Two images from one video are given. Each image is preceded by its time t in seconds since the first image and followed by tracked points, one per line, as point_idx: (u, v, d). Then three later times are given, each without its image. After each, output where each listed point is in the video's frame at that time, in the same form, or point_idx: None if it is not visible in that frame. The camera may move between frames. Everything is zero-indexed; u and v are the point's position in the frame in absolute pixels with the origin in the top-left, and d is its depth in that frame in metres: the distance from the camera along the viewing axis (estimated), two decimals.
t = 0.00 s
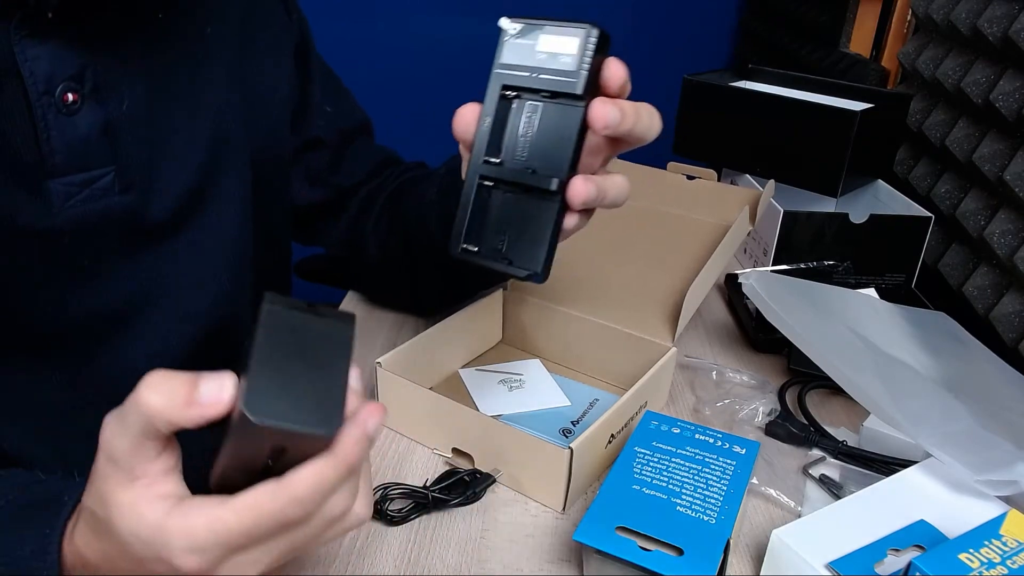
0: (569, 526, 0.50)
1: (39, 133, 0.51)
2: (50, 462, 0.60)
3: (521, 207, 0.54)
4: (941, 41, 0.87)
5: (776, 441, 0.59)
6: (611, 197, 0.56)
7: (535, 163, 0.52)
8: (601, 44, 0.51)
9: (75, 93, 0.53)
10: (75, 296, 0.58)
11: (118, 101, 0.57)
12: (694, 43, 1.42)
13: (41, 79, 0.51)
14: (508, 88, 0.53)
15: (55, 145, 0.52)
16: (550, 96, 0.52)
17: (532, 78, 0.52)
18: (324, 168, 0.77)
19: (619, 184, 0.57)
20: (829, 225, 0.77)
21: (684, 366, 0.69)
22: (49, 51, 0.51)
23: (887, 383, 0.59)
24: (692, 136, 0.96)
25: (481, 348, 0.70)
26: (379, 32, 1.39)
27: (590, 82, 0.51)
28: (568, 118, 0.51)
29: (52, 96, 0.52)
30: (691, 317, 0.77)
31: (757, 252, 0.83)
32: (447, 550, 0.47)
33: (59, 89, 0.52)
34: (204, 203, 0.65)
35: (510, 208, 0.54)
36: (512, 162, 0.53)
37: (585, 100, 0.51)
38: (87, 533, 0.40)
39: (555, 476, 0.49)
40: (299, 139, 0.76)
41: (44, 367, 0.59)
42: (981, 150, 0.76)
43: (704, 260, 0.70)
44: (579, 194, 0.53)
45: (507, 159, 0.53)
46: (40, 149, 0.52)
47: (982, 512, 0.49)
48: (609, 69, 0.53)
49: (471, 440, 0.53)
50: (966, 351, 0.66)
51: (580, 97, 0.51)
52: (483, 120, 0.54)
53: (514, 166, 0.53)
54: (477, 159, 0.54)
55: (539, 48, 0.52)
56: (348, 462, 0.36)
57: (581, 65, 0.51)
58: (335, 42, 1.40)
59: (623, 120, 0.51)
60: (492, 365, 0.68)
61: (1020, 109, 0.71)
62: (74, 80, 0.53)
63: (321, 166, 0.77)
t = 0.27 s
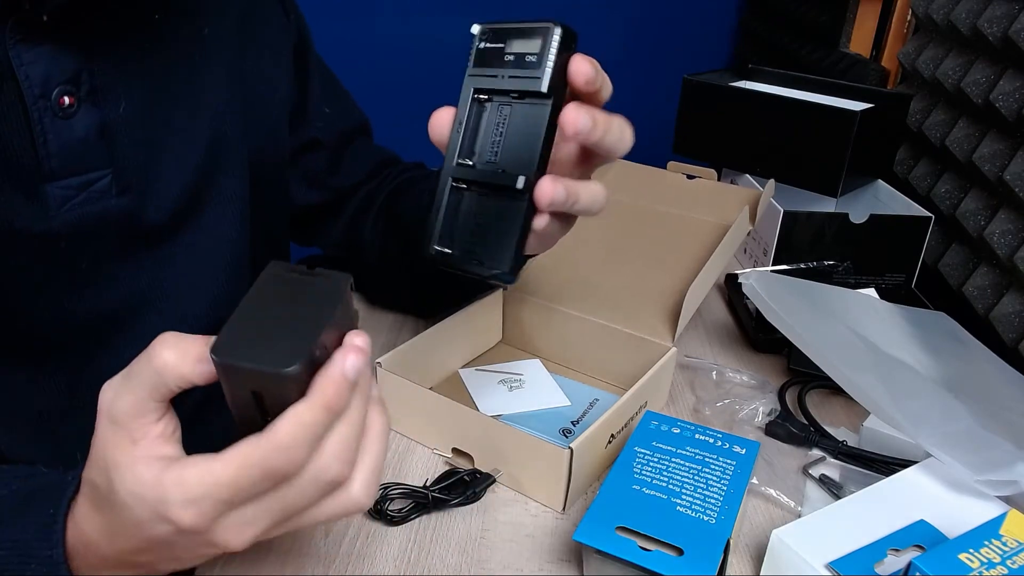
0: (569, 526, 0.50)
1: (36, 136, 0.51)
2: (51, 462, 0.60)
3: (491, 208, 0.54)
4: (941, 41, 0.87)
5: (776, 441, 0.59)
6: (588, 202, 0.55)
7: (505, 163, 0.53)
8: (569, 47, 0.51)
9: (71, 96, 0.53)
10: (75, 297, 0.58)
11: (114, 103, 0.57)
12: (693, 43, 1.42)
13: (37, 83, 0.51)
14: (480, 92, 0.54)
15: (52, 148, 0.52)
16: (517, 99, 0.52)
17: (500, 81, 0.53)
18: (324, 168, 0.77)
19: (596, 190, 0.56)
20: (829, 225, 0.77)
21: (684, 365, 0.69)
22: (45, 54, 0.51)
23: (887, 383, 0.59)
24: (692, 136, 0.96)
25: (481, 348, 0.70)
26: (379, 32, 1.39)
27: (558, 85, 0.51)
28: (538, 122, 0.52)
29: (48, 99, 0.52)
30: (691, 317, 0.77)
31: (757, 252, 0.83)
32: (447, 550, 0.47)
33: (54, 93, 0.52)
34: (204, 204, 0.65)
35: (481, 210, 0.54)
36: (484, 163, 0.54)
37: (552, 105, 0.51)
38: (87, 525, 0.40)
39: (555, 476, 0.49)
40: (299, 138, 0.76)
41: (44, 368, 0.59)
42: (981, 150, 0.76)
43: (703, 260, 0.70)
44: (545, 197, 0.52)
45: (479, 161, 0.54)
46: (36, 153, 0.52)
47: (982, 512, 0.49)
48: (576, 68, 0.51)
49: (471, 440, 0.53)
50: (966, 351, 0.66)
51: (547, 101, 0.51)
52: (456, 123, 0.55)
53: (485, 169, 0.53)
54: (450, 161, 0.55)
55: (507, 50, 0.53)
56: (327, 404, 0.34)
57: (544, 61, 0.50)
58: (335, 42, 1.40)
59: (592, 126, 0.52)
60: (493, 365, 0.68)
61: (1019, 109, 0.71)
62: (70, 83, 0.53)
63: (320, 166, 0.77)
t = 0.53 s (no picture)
0: (569, 526, 0.50)
1: (37, 133, 0.52)
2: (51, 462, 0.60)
3: (481, 258, 0.52)
4: (942, 41, 0.87)
5: (776, 442, 0.59)
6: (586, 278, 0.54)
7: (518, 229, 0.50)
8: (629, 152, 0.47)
9: (72, 93, 0.53)
10: (74, 296, 0.58)
11: (114, 102, 0.57)
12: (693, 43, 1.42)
13: (37, 80, 0.51)
14: (527, 141, 0.50)
15: (53, 144, 0.52)
16: (551, 167, 0.49)
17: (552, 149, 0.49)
18: (324, 167, 0.77)
19: (598, 269, 0.55)
20: (829, 225, 0.77)
21: (684, 366, 0.69)
22: (45, 51, 0.52)
23: (888, 384, 0.59)
24: (692, 136, 0.96)
25: (481, 347, 0.70)
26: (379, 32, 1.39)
27: (597, 183, 0.48)
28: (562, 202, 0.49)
29: (48, 96, 0.52)
30: (691, 317, 0.77)
31: (757, 252, 0.83)
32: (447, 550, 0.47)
33: (54, 89, 0.52)
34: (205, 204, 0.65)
35: (472, 247, 0.52)
36: (497, 212, 0.51)
37: (582, 196, 0.48)
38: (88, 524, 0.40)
39: (555, 475, 0.49)
40: (299, 138, 0.76)
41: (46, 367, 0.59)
42: (981, 150, 0.76)
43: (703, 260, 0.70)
44: (535, 274, 0.50)
45: (494, 204, 0.51)
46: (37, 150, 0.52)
47: (982, 512, 0.49)
48: (625, 167, 0.51)
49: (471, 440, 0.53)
50: (966, 351, 0.66)
51: (581, 189, 0.48)
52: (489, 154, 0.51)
53: (490, 218, 0.51)
54: (466, 187, 0.52)
55: (572, 124, 0.48)
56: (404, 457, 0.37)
57: (599, 165, 0.47)
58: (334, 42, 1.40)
59: (604, 223, 0.50)
60: (493, 365, 0.68)
61: (1019, 109, 0.71)
62: (70, 80, 0.53)
63: (320, 165, 0.77)
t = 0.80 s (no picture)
0: (569, 526, 0.50)
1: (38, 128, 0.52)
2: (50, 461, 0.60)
3: (488, 234, 0.51)
4: (942, 41, 0.87)
5: (776, 441, 0.59)
6: (580, 290, 0.55)
7: (527, 220, 0.49)
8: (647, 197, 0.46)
9: (73, 90, 0.53)
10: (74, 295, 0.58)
11: (114, 99, 0.57)
12: (693, 43, 1.42)
13: (38, 75, 0.51)
14: (564, 148, 0.48)
15: (54, 140, 0.52)
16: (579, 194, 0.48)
17: (581, 164, 0.47)
18: (324, 167, 0.77)
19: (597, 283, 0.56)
20: (829, 225, 0.77)
21: (684, 366, 0.69)
22: (46, 47, 0.52)
23: (888, 384, 0.59)
24: (692, 136, 0.96)
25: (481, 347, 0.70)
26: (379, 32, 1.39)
27: (607, 210, 0.47)
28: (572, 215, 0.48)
29: (49, 92, 0.52)
30: (691, 317, 0.77)
31: (757, 252, 0.83)
32: (447, 551, 0.47)
33: (56, 86, 0.52)
34: (205, 203, 0.65)
35: (484, 223, 0.51)
36: (516, 201, 0.50)
37: (588, 214, 0.48)
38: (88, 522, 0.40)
39: (555, 476, 0.49)
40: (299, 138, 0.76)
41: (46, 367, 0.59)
42: (981, 150, 0.76)
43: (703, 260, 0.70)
44: (518, 267, 0.50)
45: (518, 192, 0.50)
46: (39, 146, 0.52)
47: (982, 512, 0.49)
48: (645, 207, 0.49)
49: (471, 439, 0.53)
50: (966, 351, 0.66)
51: (590, 209, 0.48)
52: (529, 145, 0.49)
53: (508, 204, 0.50)
54: (500, 166, 0.51)
55: (609, 150, 0.46)
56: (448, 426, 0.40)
57: (613, 196, 0.46)
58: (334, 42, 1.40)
59: (603, 250, 0.50)
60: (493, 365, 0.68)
61: (1020, 109, 0.71)
62: (72, 76, 0.53)
63: (320, 164, 0.77)
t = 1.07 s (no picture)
0: (569, 526, 0.50)
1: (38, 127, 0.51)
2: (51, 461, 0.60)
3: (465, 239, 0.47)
4: (941, 41, 0.87)
5: (776, 441, 0.59)
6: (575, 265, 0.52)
7: (500, 218, 0.46)
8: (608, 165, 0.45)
9: (72, 89, 0.53)
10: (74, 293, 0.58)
11: (113, 98, 0.57)
12: (693, 43, 1.42)
13: (38, 75, 0.51)
14: (516, 132, 0.45)
15: (54, 139, 0.52)
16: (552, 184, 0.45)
17: (535, 145, 0.44)
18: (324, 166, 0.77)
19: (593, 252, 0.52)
20: (829, 225, 0.77)
21: (684, 366, 0.69)
22: (46, 47, 0.52)
23: (888, 383, 0.59)
24: (692, 136, 0.96)
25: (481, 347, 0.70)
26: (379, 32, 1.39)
27: (573, 189, 0.45)
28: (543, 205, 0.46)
29: (49, 92, 0.52)
30: (691, 318, 0.77)
31: (757, 252, 0.83)
32: (447, 551, 0.47)
33: (55, 85, 0.52)
34: (205, 202, 0.64)
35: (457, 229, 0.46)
36: (484, 199, 0.46)
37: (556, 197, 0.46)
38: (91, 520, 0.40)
39: (555, 476, 0.49)
40: (299, 137, 0.76)
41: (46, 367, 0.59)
42: (981, 149, 0.76)
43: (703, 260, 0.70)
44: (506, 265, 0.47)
45: (484, 189, 0.46)
46: (39, 145, 0.52)
47: (982, 512, 0.49)
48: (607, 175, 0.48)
49: (471, 439, 0.53)
50: (966, 351, 0.66)
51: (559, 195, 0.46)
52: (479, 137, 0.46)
53: (478, 205, 0.46)
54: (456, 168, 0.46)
55: (559, 124, 0.44)
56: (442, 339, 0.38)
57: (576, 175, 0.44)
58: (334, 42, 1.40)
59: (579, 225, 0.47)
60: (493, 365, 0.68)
61: (1020, 109, 0.71)
62: (71, 75, 0.53)
63: (320, 164, 0.77)
